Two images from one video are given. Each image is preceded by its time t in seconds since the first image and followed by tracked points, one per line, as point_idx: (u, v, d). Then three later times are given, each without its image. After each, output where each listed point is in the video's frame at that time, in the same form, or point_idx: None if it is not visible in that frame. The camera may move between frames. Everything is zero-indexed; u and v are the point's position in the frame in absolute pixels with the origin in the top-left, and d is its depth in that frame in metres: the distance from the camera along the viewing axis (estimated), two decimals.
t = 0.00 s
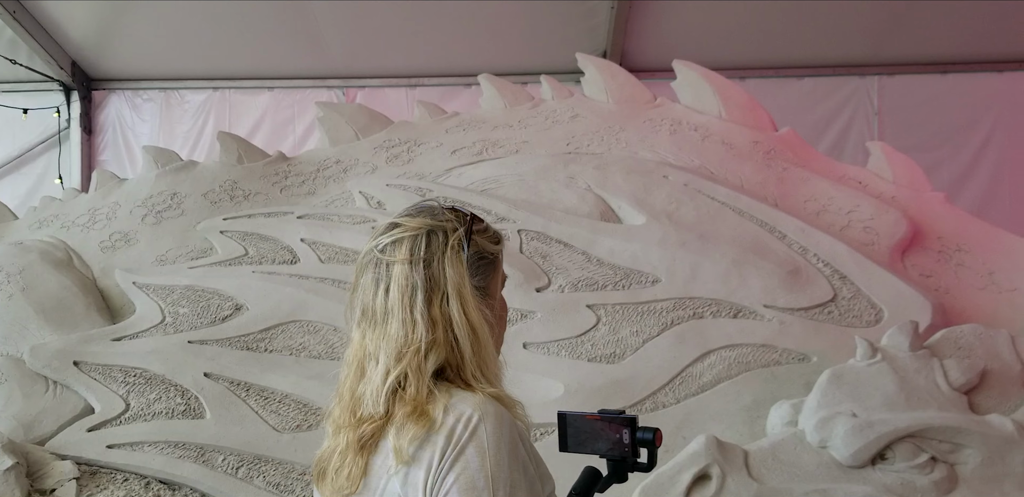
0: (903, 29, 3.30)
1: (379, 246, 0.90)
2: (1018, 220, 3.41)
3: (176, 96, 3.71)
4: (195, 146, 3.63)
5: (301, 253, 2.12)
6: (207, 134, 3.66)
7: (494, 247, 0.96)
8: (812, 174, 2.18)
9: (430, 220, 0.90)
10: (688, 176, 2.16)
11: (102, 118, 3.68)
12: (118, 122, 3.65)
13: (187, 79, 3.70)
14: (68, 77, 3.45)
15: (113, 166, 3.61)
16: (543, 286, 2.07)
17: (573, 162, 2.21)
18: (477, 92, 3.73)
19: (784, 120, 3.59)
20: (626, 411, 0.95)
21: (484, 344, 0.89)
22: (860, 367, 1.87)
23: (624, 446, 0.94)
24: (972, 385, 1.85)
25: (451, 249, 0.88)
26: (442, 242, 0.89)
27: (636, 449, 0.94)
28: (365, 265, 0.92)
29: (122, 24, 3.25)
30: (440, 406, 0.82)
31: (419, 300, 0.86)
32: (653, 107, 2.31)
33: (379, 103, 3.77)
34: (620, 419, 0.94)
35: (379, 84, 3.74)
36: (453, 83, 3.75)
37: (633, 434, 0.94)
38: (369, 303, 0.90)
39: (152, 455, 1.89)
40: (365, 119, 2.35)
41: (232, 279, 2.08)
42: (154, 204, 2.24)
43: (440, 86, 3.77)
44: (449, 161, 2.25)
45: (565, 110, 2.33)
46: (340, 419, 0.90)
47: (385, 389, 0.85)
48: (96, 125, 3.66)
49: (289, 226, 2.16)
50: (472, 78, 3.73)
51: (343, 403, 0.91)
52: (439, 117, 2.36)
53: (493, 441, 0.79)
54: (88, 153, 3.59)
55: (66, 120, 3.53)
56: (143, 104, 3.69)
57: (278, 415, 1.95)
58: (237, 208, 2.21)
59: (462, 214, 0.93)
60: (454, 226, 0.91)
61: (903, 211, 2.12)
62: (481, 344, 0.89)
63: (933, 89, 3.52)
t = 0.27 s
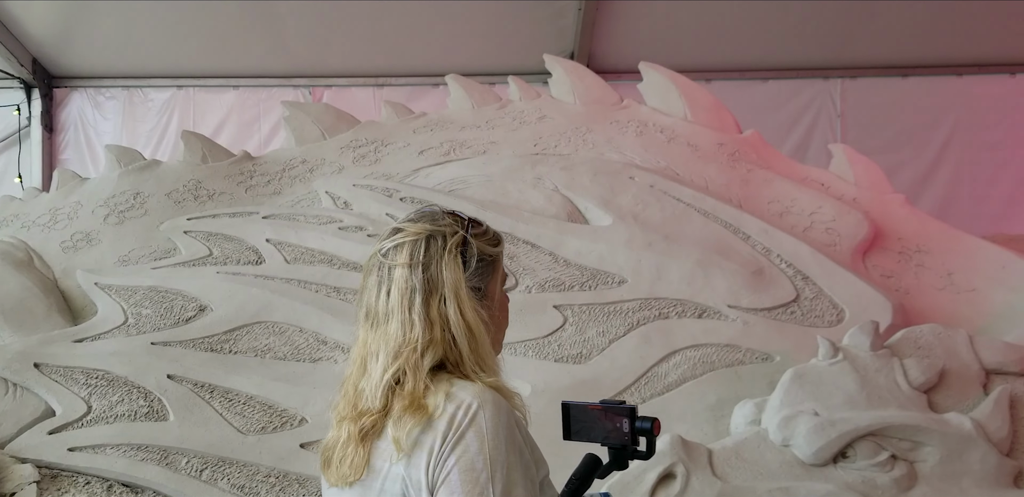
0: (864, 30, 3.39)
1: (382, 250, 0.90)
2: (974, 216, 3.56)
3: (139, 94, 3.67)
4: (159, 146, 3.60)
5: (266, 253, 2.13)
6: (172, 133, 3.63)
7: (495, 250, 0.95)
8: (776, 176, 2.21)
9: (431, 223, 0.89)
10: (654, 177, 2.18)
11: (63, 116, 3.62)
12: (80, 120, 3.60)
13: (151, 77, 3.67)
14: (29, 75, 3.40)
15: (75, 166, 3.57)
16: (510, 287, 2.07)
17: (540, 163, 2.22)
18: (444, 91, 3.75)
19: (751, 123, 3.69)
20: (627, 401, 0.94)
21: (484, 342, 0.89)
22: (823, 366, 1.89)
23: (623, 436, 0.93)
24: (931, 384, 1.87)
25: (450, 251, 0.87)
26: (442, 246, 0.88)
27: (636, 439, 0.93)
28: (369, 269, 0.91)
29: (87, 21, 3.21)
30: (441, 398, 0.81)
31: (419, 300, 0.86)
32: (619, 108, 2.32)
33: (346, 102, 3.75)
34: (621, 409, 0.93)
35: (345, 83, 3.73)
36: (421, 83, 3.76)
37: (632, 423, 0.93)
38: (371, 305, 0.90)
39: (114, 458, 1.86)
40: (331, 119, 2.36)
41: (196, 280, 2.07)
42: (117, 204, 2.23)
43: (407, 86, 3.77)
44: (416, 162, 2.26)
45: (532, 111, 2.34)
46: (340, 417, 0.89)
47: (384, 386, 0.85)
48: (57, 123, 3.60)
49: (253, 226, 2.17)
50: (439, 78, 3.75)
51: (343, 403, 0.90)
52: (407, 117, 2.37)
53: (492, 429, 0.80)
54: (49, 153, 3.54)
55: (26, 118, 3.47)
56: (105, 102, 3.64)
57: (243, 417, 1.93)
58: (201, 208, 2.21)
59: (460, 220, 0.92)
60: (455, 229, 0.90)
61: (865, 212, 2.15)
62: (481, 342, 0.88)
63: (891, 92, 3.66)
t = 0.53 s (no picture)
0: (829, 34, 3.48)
1: (385, 244, 0.90)
2: (936, 218, 3.67)
3: (104, 93, 3.62)
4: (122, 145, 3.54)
5: (233, 253, 2.13)
6: (137, 132, 3.58)
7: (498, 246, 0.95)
8: (743, 177, 2.23)
9: (434, 219, 0.89)
10: (622, 177, 2.19)
11: (25, 115, 3.57)
12: (42, 118, 3.55)
13: (116, 76, 3.62)
14: None
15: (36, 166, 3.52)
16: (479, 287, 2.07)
17: (509, 163, 2.22)
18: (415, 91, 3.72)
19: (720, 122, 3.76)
20: (627, 392, 1.02)
21: (483, 335, 0.89)
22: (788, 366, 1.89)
23: (623, 424, 1.01)
24: (894, 382, 1.89)
25: (452, 246, 0.88)
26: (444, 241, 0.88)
27: (635, 427, 1.01)
28: (373, 261, 0.92)
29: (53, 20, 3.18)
30: (436, 388, 0.83)
31: (418, 293, 0.86)
32: (588, 109, 2.33)
33: (314, 101, 3.72)
34: (620, 399, 1.01)
35: (315, 82, 3.70)
36: (390, 83, 3.74)
37: (631, 413, 1.01)
38: (373, 296, 0.90)
39: (78, 461, 1.83)
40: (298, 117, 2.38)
41: (162, 280, 2.06)
42: (81, 204, 2.21)
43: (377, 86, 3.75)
44: (385, 161, 2.26)
45: (502, 112, 2.34)
46: (340, 403, 0.91)
47: (382, 375, 0.86)
48: (19, 123, 3.56)
49: (220, 226, 2.17)
50: (409, 78, 3.73)
51: (343, 389, 0.92)
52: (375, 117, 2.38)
53: (485, 419, 0.81)
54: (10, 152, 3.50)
55: None
56: (69, 101, 3.59)
57: (209, 418, 1.91)
58: (167, 209, 2.21)
59: (464, 215, 0.92)
60: (457, 226, 0.90)
61: (829, 213, 2.18)
62: (480, 335, 0.89)
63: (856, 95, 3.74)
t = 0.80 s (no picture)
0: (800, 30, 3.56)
1: (395, 239, 0.90)
2: (899, 217, 3.88)
3: (67, 91, 3.60)
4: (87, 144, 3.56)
5: (200, 253, 2.11)
6: (101, 131, 3.59)
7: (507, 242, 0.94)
8: (711, 177, 2.25)
9: (442, 215, 0.89)
10: (592, 178, 2.20)
11: None
12: (6, 116, 3.58)
13: (80, 73, 3.60)
14: None
15: None
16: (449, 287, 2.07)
17: (479, 163, 2.22)
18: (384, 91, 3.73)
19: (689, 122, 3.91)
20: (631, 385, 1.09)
21: (490, 330, 0.89)
22: (755, 365, 1.90)
23: (628, 414, 1.07)
24: (859, 381, 1.90)
25: (460, 243, 0.87)
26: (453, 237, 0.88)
27: (638, 417, 1.08)
28: (383, 256, 0.92)
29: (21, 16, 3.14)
30: (444, 381, 0.83)
31: (426, 288, 0.86)
32: (558, 110, 2.35)
33: (283, 100, 3.74)
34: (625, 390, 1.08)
35: (283, 82, 3.71)
36: (360, 82, 3.74)
37: (636, 403, 1.07)
38: (383, 290, 0.91)
39: (41, 464, 1.80)
40: (266, 116, 2.38)
41: (127, 281, 2.04)
42: (45, 204, 2.19)
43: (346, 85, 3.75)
44: (355, 161, 2.27)
45: (472, 111, 2.35)
46: (350, 393, 0.92)
47: (391, 367, 0.86)
48: None
49: (186, 226, 2.16)
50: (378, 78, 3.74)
51: (354, 379, 0.92)
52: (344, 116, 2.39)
53: (492, 412, 0.81)
54: None
55: None
56: (33, 98, 3.60)
57: (176, 420, 1.89)
58: (133, 208, 2.20)
59: (472, 212, 0.92)
60: (466, 222, 0.90)
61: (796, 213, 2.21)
62: (487, 330, 0.89)
63: (823, 97, 3.91)
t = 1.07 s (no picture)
0: (767, 31, 3.65)
1: (421, 240, 0.91)
2: (867, 216, 4.11)
3: (32, 90, 3.64)
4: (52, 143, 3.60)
5: (166, 253, 2.10)
6: (66, 129, 3.62)
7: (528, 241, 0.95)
8: (679, 178, 2.27)
9: (468, 215, 0.90)
10: (561, 177, 2.20)
11: None
12: None
13: (44, 71, 3.63)
14: None
15: None
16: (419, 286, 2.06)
17: (449, 163, 2.22)
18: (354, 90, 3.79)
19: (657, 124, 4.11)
20: (649, 374, 1.00)
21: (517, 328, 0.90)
22: (724, 363, 1.90)
23: (644, 405, 0.99)
24: (826, 379, 1.90)
25: (486, 242, 0.88)
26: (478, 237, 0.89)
27: (656, 409, 0.99)
28: (408, 256, 0.93)
29: None
30: (477, 380, 0.84)
31: (455, 287, 0.87)
32: (529, 110, 2.35)
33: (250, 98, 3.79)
34: (641, 379, 1.00)
35: (250, 80, 3.76)
36: (328, 80, 3.80)
37: (653, 394, 0.99)
38: (410, 290, 0.91)
39: (3, 468, 1.77)
40: (234, 115, 2.39)
41: (93, 281, 2.02)
42: (8, 203, 2.16)
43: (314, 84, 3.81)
44: (324, 160, 2.28)
45: (442, 111, 2.36)
46: (381, 394, 0.92)
47: (423, 366, 0.87)
48: None
49: (152, 226, 2.14)
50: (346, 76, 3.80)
51: (383, 380, 0.93)
52: (314, 115, 2.40)
53: (525, 411, 0.82)
54: None
55: None
56: None
57: (142, 422, 1.86)
58: (98, 208, 2.18)
59: (495, 212, 0.93)
60: (490, 222, 0.91)
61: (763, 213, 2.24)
62: (514, 328, 0.90)
63: (790, 97, 4.10)
